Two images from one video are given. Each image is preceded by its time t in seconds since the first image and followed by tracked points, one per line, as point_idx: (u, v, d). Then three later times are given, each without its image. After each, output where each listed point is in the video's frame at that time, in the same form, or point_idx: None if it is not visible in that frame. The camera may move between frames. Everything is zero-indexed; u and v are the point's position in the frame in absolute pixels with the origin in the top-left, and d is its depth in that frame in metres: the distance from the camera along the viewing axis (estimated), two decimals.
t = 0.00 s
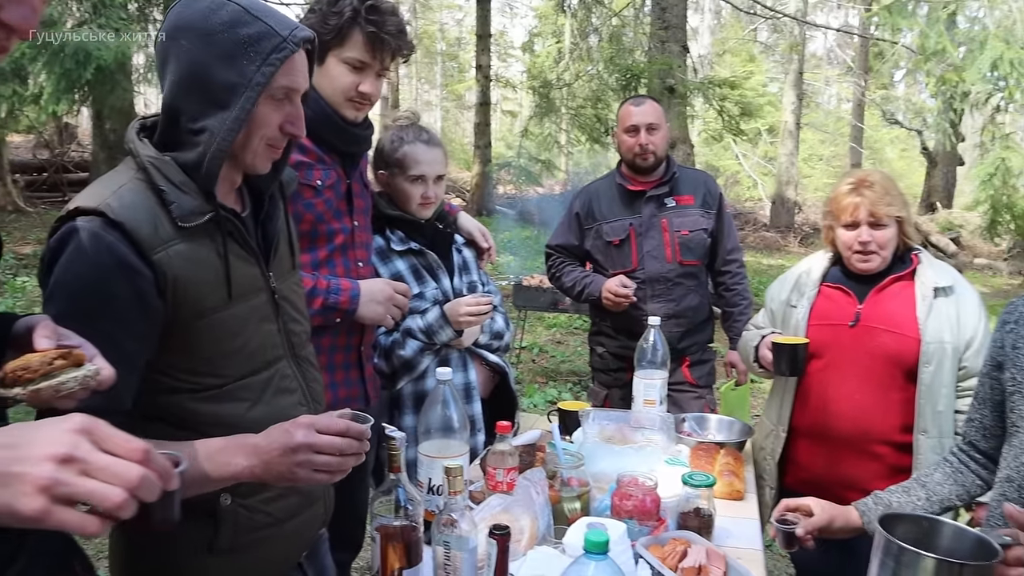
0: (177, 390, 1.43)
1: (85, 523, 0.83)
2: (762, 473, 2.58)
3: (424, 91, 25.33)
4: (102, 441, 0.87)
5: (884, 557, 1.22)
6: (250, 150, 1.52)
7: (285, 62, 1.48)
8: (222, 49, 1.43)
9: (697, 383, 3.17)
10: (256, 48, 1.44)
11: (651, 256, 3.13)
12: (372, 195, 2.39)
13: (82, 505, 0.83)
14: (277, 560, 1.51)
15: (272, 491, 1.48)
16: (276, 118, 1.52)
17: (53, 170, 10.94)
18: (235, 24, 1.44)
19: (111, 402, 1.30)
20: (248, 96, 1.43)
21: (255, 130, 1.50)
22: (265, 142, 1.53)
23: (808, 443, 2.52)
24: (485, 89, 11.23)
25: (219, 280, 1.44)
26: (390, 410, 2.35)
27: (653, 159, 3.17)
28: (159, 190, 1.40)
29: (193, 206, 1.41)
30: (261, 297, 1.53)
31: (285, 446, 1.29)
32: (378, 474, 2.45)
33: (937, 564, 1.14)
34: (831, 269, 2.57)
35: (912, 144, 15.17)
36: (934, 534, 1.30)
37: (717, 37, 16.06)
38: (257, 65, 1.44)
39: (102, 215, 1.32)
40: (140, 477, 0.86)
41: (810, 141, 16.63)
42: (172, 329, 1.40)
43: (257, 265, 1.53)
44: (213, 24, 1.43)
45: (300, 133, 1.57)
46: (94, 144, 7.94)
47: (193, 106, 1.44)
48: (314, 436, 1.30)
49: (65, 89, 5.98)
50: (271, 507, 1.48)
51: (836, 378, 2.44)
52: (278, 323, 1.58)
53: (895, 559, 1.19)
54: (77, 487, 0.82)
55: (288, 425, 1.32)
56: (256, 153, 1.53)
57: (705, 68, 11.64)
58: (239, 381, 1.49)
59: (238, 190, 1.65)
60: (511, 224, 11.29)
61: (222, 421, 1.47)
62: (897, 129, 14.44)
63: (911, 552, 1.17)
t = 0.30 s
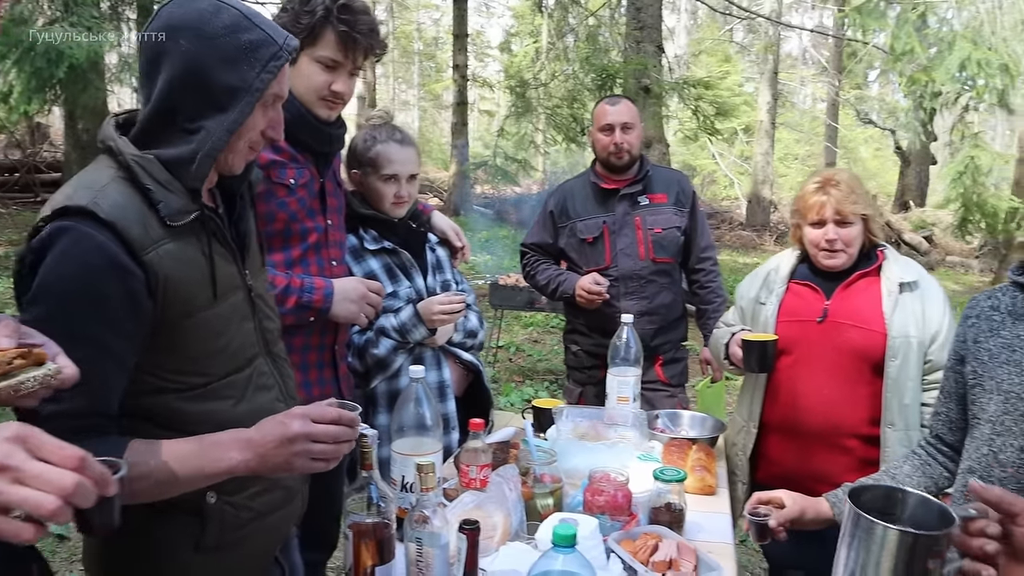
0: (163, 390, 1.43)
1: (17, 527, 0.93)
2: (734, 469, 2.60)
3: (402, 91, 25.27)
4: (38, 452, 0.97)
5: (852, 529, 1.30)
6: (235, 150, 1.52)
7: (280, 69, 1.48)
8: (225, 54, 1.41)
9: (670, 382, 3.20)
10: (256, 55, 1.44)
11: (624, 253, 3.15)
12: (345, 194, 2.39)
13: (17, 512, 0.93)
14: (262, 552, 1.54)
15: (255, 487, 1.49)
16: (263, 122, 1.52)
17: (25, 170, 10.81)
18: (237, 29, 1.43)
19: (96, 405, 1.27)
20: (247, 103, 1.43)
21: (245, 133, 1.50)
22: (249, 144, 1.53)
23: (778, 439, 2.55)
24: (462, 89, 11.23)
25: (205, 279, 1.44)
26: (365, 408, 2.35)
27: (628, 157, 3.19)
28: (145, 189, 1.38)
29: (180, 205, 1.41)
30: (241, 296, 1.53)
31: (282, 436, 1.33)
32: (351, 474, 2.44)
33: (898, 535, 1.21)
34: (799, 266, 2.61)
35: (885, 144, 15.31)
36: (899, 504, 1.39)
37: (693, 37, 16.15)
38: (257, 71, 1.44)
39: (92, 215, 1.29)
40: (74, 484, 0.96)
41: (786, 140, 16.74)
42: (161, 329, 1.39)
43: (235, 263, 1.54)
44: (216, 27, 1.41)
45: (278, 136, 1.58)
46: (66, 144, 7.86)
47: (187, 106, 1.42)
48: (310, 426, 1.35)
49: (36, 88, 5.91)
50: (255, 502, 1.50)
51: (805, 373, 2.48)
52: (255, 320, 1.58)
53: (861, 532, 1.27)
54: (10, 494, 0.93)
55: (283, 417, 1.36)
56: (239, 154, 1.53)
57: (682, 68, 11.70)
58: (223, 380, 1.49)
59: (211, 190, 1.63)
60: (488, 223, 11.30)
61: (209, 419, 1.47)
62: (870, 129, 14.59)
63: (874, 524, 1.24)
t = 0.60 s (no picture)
0: (137, 387, 1.42)
1: None
2: (707, 466, 2.64)
3: (380, 90, 25.17)
4: None
5: (826, 491, 1.36)
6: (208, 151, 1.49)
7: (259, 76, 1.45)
8: (204, 58, 1.39)
9: (644, 381, 3.23)
10: (237, 61, 1.41)
11: (598, 251, 3.17)
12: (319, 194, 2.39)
13: None
14: (235, 542, 1.54)
15: (228, 480, 1.49)
16: (239, 125, 1.49)
17: None
18: (218, 34, 1.40)
19: (72, 400, 1.26)
20: (224, 108, 1.41)
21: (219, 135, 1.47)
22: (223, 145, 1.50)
23: (750, 435, 2.58)
24: (440, 89, 11.21)
25: (180, 277, 1.43)
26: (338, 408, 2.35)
27: (603, 153, 3.20)
28: (122, 186, 1.36)
29: (157, 203, 1.39)
30: (211, 292, 1.52)
31: (257, 432, 1.34)
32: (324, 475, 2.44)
33: (867, 500, 1.26)
34: (769, 264, 2.65)
35: (861, 143, 15.43)
36: (874, 467, 1.45)
37: (670, 37, 16.21)
38: (236, 77, 1.41)
39: (72, 212, 1.27)
40: (18, 491, 1.02)
41: (762, 140, 16.87)
42: (139, 327, 1.38)
43: (206, 260, 1.53)
44: (197, 32, 1.38)
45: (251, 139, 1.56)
46: (39, 143, 7.76)
47: (166, 107, 1.40)
48: (285, 421, 1.35)
49: (7, 87, 5.83)
50: (228, 495, 1.50)
51: (775, 370, 2.51)
52: (224, 316, 1.57)
53: (834, 494, 1.32)
54: None
55: (258, 414, 1.37)
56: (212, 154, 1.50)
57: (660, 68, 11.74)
58: (194, 374, 1.49)
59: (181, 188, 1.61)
60: (466, 223, 11.30)
61: (184, 414, 1.47)
62: (846, 128, 14.70)
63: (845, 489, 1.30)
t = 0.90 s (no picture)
0: (104, 361, 1.41)
1: None
2: (679, 464, 2.64)
3: (355, 90, 25.06)
4: None
5: (792, 477, 1.37)
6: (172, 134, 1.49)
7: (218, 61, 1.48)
8: (163, 40, 1.41)
9: (616, 379, 3.26)
10: (195, 44, 1.44)
11: (571, 250, 3.18)
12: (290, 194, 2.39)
13: None
14: (200, 528, 1.55)
15: (193, 463, 1.51)
16: (202, 110, 1.50)
17: None
18: (176, 18, 1.43)
19: (37, 366, 1.26)
20: (186, 87, 1.42)
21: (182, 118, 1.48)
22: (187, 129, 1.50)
23: (720, 432, 2.62)
24: (415, 88, 11.18)
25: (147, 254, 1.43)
26: (309, 409, 2.33)
27: (576, 152, 3.21)
28: (91, 164, 1.37)
29: (125, 179, 1.40)
30: (179, 275, 1.53)
31: (215, 408, 1.31)
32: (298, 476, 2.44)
33: (835, 483, 1.28)
34: (738, 263, 2.68)
35: (834, 143, 15.55)
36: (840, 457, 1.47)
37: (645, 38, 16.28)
38: (196, 58, 1.44)
39: (40, 185, 1.29)
40: None
41: (737, 140, 16.98)
42: (106, 300, 1.38)
43: (174, 244, 1.53)
44: (154, 15, 1.41)
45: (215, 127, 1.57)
46: (7, 142, 7.65)
47: (130, 89, 1.42)
48: (243, 398, 1.32)
49: None
50: (193, 478, 1.51)
51: (744, 367, 2.54)
52: (193, 300, 1.56)
53: (801, 481, 1.33)
54: None
55: (216, 389, 1.35)
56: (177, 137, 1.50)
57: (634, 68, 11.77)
58: (164, 354, 1.48)
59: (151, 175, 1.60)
60: (442, 223, 11.28)
61: (150, 393, 1.46)
62: (819, 128, 14.82)
63: (813, 475, 1.32)
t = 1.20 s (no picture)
0: (58, 353, 1.40)
1: None
2: (646, 463, 2.70)
3: (326, 90, 24.94)
4: None
5: (744, 482, 1.39)
6: (127, 129, 1.47)
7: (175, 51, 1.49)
8: (113, 29, 1.42)
9: (585, 380, 3.27)
10: (146, 33, 1.44)
11: (539, 251, 3.19)
12: (257, 197, 2.38)
13: None
14: (139, 524, 1.57)
15: (133, 460, 1.53)
16: (157, 105, 1.49)
17: None
18: (129, 12, 1.44)
19: None
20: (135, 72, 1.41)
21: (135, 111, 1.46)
22: (143, 125, 1.49)
23: (686, 431, 2.65)
24: (386, 89, 11.15)
25: (106, 247, 1.44)
26: (276, 412, 2.32)
27: (544, 153, 3.22)
28: (55, 155, 1.38)
29: (90, 172, 1.41)
30: (135, 273, 1.53)
31: (172, 389, 1.36)
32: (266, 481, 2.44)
33: (788, 490, 1.30)
34: (704, 263, 2.71)
35: (803, 144, 15.69)
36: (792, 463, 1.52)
37: (617, 39, 16.33)
38: (145, 46, 1.44)
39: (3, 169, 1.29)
40: None
41: (708, 141, 17.09)
42: (61, 291, 1.38)
43: (131, 241, 1.53)
44: (104, 9, 1.42)
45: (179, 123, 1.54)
46: None
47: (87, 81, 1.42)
48: (200, 379, 1.38)
49: None
50: (133, 475, 1.53)
51: (709, 367, 2.57)
52: (146, 300, 1.58)
53: (754, 488, 1.36)
54: None
55: (173, 371, 1.39)
56: (133, 133, 1.48)
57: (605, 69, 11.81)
58: (115, 350, 1.48)
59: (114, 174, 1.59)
60: (414, 225, 11.26)
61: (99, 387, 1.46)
62: (789, 129, 14.94)
63: (765, 481, 1.33)
